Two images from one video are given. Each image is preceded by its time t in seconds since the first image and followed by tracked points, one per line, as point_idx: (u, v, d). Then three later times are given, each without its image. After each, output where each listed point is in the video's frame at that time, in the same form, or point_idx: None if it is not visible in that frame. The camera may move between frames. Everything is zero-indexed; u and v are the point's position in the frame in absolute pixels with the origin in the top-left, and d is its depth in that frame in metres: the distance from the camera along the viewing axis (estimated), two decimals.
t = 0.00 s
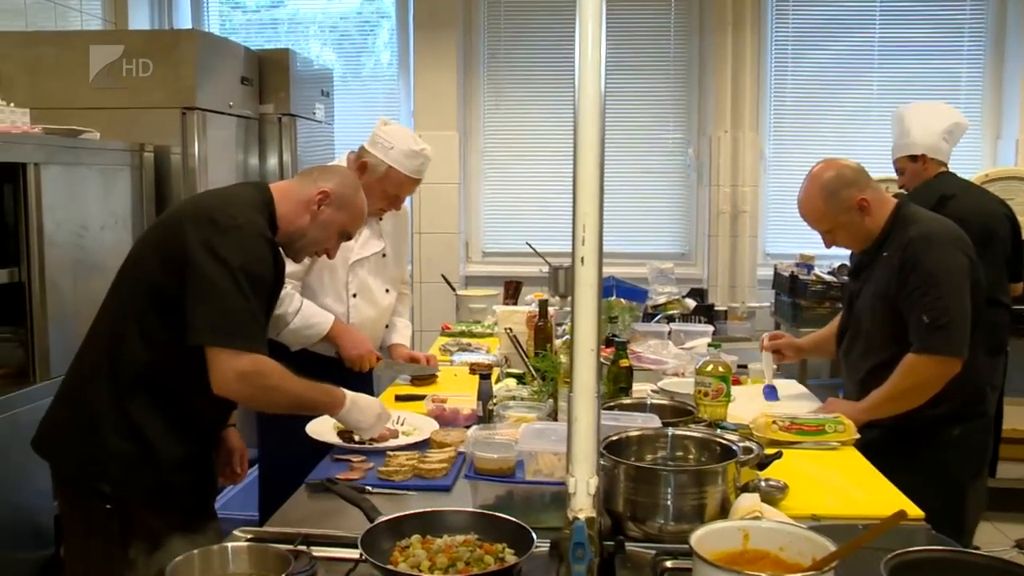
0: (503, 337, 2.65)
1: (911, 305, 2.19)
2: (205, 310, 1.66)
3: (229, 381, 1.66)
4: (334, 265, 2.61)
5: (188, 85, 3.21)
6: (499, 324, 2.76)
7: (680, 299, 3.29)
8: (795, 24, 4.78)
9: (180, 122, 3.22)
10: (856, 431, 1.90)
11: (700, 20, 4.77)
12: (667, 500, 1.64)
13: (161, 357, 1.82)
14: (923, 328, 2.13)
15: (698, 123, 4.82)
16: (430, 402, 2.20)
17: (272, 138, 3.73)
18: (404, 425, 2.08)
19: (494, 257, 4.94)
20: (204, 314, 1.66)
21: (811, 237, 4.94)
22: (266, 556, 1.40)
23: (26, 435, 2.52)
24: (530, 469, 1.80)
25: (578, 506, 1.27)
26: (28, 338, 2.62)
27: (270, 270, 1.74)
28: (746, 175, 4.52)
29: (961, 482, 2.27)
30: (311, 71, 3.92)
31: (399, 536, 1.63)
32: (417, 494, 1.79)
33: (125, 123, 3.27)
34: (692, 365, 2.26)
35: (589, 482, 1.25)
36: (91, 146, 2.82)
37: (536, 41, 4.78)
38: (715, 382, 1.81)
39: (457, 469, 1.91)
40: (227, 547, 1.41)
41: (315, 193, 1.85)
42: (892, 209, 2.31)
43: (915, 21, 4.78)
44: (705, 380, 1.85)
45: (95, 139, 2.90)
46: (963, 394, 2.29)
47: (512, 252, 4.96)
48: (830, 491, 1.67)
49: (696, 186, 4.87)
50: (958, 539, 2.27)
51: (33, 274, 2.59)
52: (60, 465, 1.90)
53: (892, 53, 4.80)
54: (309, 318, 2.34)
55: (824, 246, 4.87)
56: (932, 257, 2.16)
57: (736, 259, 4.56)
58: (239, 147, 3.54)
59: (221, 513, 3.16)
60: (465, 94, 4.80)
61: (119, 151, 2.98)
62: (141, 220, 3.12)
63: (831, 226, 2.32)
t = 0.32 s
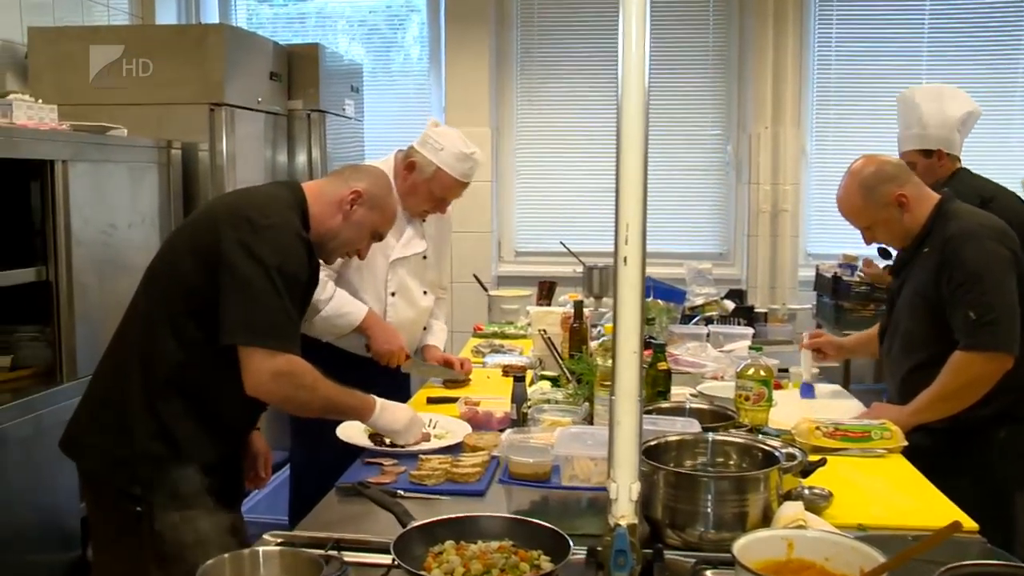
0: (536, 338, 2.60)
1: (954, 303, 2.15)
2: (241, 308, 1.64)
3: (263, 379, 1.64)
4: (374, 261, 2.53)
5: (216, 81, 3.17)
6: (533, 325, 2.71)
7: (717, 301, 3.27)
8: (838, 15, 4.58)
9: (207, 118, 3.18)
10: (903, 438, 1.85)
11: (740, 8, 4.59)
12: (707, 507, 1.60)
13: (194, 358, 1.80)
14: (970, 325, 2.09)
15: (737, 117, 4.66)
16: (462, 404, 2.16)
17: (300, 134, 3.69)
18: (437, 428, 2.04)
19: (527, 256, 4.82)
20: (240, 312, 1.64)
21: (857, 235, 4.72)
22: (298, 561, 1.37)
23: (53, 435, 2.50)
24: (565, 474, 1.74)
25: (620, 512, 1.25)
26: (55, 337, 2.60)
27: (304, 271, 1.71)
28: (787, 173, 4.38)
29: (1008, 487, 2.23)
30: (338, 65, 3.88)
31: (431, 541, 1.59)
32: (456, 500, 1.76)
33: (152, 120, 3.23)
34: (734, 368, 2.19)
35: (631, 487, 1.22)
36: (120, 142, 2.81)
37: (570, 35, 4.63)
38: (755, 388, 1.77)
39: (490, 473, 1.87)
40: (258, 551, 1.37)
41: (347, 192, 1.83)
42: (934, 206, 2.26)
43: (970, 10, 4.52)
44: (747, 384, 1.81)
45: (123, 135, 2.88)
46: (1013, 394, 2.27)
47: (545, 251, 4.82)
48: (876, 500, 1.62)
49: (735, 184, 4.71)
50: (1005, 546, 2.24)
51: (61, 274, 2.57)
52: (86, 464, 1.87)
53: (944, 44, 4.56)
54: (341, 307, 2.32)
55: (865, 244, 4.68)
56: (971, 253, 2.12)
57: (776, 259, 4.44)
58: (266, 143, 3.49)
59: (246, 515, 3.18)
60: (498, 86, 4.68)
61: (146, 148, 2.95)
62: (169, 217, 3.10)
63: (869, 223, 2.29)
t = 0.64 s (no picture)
0: (572, 340, 2.54)
1: (1000, 301, 2.11)
2: (266, 309, 1.59)
3: (286, 382, 1.60)
4: (406, 262, 2.48)
5: (242, 76, 3.12)
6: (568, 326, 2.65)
7: (759, 303, 3.29)
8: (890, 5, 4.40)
9: (234, 113, 3.13)
10: (960, 448, 1.79)
11: None
12: (751, 518, 1.53)
13: (221, 360, 1.76)
14: (1017, 323, 2.04)
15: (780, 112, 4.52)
16: (496, 409, 2.11)
17: (328, 128, 3.66)
18: (469, 433, 1.99)
19: (561, 256, 4.71)
20: (264, 312, 1.59)
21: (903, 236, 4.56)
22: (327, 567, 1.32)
23: (74, 437, 2.45)
24: (603, 482, 1.69)
25: (664, 522, 1.17)
26: (77, 337, 2.55)
27: (332, 270, 1.66)
28: (835, 170, 4.28)
29: None
30: (368, 58, 3.84)
31: (465, 549, 1.53)
32: (493, 509, 1.70)
33: (176, 114, 3.18)
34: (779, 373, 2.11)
35: (677, 496, 1.14)
36: (143, 138, 2.76)
37: (605, 26, 4.52)
38: (801, 393, 1.71)
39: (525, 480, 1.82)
40: (286, 558, 1.32)
41: (378, 188, 1.78)
42: (980, 206, 2.24)
43: None
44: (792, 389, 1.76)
45: (148, 130, 2.83)
46: None
47: (579, 251, 4.71)
48: (931, 513, 1.55)
49: (777, 180, 4.55)
50: None
51: (84, 273, 2.53)
52: (108, 465, 1.82)
53: (1004, 36, 4.35)
54: (401, 322, 2.33)
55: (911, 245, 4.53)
56: (1016, 248, 2.09)
57: (824, 260, 4.33)
58: (293, 139, 3.44)
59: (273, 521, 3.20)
60: (532, 78, 4.59)
61: (171, 144, 2.90)
62: (194, 214, 3.04)
63: (911, 217, 2.30)
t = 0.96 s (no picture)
0: (608, 342, 2.49)
1: None
2: (287, 311, 1.54)
3: (306, 386, 1.55)
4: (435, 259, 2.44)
5: (269, 70, 3.06)
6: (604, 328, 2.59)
7: (802, 305, 3.23)
8: None
9: (259, 107, 3.07)
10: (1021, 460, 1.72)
11: None
12: (798, 529, 1.46)
13: (246, 363, 1.70)
14: None
15: (826, 105, 4.40)
16: (530, 412, 2.05)
17: (356, 124, 3.62)
18: (502, 438, 1.94)
19: (596, 255, 4.63)
20: (285, 315, 1.54)
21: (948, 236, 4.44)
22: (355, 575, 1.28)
23: (97, 441, 2.41)
24: (642, 489, 1.63)
25: (711, 532, 1.15)
26: (100, 336, 2.52)
27: (358, 273, 1.60)
28: (884, 166, 4.18)
29: None
30: (396, 50, 3.79)
31: (499, 559, 1.47)
32: (528, 517, 1.65)
33: (198, 109, 3.14)
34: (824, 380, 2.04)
35: (723, 504, 1.12)
36: (168, 133, 2.71)
37: (640, 17, 4.43)
38: (849, 399, 1.67)
39: (560, 488, 1.76)
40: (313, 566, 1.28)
41: (406, 184, 1.72)
42: None
43: None
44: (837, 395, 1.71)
45: (171, 125, 2.79)
46: None
47: (617, 250, 4.63)
48: (990, 529, 1.48)
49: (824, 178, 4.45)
50: None
51: (107, 272, 2.50)
52: (133, 467, 1.78)
53: None
54: (409, 309, 2.23)
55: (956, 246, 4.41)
56: None
57: (870, 259, 4.24)
58: (320, 135, 3.39)
59: (301, 530, 3.19)
60: (566, 70, 4.51)
61: (196, 139, 2.86)
62: (218, 210, 3.00)
63: (970, 209, 2.24)
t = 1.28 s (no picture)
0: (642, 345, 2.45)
1: None
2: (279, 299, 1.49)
3: (273, 371, 1.49)
4: (461, 260, 2.40)
5: (294, 63, 3.01)
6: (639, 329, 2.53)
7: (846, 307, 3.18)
8: None
9: (284, 101, 3.02)
10: None
11: None
12: (842, 540, 1.40)
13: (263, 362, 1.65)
14: None
15: (870, 99, 4.30)
16: (562, 417, 2.00)
17: (383, 119, 3.58)
18: (533, 443, 1.89)
19: (628, 255, 4.57)
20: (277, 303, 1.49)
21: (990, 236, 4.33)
22: None
23: (116, 444, 2.38)
24: (679, 497, 1.58)
25: (753, 541, 1.09)
26: (122, 336, 2.48)
27: (366, 273, 1.54)
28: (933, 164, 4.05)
29: None
30: (425, 44, 3.75)
31: (531, 568, 1.40)
32: (560, 525, 1.60)
33: (223, 102, 3.09)
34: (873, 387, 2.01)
35: (767, 513, 1.08)
36: (191, 127, 2.67)
37: (673, 9, 4.36)
38: (895, 406, 1.62)
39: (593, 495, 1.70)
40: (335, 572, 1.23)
41: (430, 173, 1.68)
42: None
43: None
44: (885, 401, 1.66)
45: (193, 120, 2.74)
46: None
47: (650, 249, 4.56)
48: None
49: (868, 173, 4.32)
50: None
51: (129, 269, 2.46)
52: (154, 470, 1.74)
53: None
54: (441, 317, 2.22)
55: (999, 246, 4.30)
56: None
57: (917, 260, 4.14)
58: (345, 130, 3.35)
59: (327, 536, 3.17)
60: (598, 63, 4.45)
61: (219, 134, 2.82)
62: (241, 206, 2.96)
63: None
